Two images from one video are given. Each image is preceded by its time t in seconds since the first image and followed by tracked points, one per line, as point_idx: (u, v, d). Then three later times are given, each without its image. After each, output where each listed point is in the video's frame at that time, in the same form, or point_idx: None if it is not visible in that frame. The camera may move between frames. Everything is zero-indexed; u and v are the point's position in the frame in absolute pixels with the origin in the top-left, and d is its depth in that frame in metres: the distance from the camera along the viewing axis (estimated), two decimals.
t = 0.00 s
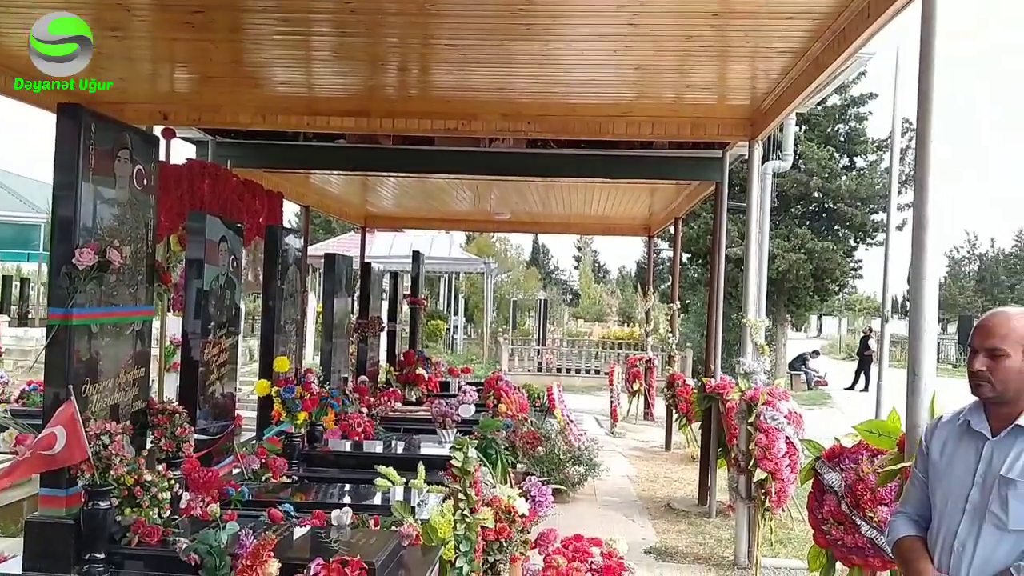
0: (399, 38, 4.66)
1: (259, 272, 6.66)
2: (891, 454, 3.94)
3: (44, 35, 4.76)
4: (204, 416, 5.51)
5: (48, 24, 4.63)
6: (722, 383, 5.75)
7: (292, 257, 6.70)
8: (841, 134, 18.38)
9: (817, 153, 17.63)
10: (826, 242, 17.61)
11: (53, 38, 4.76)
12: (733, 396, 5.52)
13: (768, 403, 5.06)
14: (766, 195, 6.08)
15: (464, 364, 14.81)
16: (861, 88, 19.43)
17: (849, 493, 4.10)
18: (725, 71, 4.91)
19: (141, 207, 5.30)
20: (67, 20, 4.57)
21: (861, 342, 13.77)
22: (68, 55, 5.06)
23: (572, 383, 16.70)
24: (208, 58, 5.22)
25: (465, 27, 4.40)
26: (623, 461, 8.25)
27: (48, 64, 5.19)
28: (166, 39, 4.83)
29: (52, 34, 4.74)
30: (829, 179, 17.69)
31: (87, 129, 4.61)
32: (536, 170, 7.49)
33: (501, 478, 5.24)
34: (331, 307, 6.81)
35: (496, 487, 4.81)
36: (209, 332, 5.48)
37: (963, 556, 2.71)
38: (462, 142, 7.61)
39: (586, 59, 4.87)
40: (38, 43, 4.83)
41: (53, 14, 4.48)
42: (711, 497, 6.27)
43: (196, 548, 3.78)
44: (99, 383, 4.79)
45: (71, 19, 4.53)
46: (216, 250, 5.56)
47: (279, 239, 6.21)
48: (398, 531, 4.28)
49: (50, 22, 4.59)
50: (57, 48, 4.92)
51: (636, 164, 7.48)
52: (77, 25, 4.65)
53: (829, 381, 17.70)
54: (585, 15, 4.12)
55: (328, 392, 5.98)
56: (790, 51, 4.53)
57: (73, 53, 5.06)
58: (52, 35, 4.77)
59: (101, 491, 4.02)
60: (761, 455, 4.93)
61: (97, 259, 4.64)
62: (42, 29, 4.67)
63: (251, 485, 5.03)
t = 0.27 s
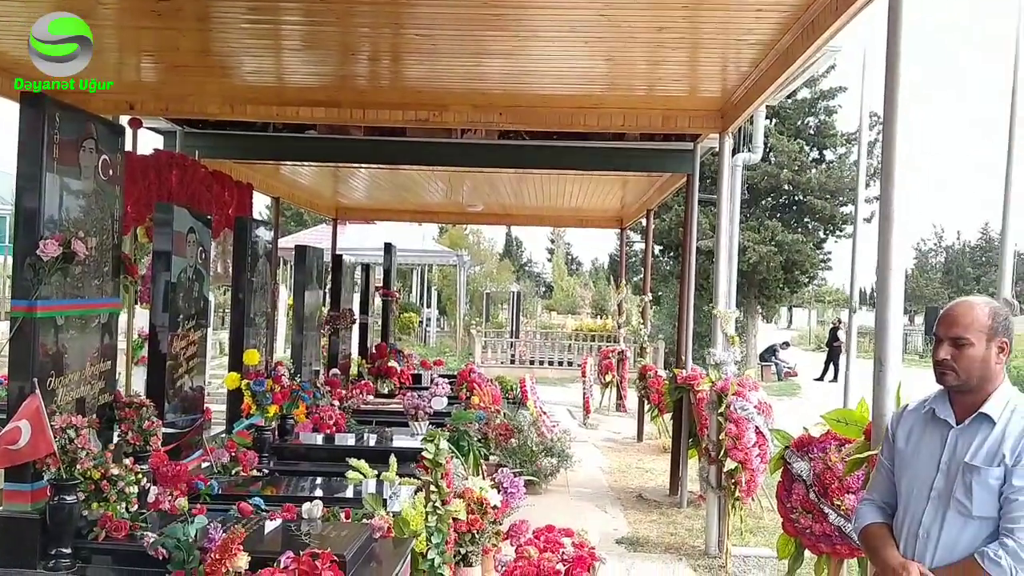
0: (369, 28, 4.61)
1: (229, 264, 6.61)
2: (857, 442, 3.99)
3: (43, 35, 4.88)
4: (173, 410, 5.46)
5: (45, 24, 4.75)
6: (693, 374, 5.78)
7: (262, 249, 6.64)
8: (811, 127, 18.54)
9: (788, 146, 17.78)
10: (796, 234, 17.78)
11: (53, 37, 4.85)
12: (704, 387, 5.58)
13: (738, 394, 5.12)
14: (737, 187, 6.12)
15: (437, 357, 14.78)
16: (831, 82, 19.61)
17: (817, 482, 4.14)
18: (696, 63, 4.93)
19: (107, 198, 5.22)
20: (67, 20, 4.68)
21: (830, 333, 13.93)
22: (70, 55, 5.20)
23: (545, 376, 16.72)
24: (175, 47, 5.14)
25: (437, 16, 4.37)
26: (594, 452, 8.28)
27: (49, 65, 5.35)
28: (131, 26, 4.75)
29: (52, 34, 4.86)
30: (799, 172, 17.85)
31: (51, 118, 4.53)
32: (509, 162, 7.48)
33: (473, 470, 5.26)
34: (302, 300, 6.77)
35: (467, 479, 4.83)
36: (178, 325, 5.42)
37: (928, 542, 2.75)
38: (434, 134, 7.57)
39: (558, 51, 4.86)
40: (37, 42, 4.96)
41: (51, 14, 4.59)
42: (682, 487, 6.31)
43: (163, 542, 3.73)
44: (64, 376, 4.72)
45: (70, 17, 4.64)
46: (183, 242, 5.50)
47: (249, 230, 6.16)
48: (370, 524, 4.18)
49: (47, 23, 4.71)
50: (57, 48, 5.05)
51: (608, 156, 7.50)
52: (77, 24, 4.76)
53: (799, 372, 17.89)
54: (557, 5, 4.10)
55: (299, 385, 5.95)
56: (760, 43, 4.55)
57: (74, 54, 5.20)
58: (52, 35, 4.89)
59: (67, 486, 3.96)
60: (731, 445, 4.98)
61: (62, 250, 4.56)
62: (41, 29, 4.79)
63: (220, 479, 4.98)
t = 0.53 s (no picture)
0: (343, 15, 4.57)
1: (200, 255, 6.56)
2: (828, 430, 4.05)
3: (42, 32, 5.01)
4: (145, 402, 5.41)
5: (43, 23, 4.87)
6: (667, 363, 5.82)
7: (234, 239, 6.59)
8: (784, 118, 18.67)
9: (762, 137, 17.89)
10: (770, 224, 17.91)
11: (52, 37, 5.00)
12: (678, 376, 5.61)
13: (711, 382, 5.15)
14: (711, 177, 6.15)
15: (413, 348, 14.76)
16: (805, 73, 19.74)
17: (789, 469, 4.17)
18: (670, 53, 4.94)
19: (75, 188, 5.15)
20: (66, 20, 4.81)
21: (804, 323, 14.08)
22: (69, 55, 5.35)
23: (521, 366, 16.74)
24: (145, 34, 5.07)
25: (411, 4, 4.35)
26: (569, 442, 8.31)
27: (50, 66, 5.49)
28: (100, 13, 4.67)
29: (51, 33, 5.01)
30: (773, 162, 17.98)
31: (17, 106, 4.45)
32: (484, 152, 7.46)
33: (449, 461, 5.26)
34: (276, 291, 6.73)
35: (442, 469, 4.83)
36: (149, 317, 5.36)
37: (897, 525, 2.80)
38: (409, 123, 7.54)
39: (533, 40, 4.85)
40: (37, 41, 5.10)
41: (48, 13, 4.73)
42: (656, 476, 6.35)
43: (135, 534, 3.66)
44: (33, 368, 4.66)
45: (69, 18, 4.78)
46: (154, 232, 5.44)
47: (221, 220, 6.11)
48: (343, 514, 4.13)
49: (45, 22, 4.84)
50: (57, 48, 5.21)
51: (583, 146, 7.51)
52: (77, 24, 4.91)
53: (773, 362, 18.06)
54: None
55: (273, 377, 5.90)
56: (734, 33, 4.56)
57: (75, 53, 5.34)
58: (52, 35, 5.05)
59: (36, 479, 3.88)
60: (705, 433, 5.02)
61: (30, 241, 4.49)
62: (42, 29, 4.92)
63: (193, 471, 4.94)
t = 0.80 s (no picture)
0: (321, 6, 4.53)
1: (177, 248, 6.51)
2: (803, 420, 4.09)
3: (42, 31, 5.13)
4: (122, 395, 5.38)
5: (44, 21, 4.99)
6: (646, 355, 5.86)
7: (212, 232, 6.55)
8: (763, 111, 18.76)
9: (741, 130, 17.97)
10: (749, 217, 18.01)
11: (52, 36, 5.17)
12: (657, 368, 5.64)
13: (690, 373, 5.19)
14: (690, 169, 6.17)
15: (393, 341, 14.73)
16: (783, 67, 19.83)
17: (766, 461, 4.18)
18: (649, 45, 4.94)
19: (49, 180, 5.09)
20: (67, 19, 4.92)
21: (782, 315, 14.18)
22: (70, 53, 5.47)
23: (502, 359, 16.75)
24: (120, 24, 5.01)
25: None
26: (549, 434, 8.32)
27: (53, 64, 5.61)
28: (74, 2, 4.61)
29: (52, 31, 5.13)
30: (752, 155, 18.06)
31: None
32: (463, 144, 7.44)
33: (429, 453, 5.25)
34: (254, 284, 6.69)
35: (422, 462, 4.83)
36: (125, 310, 5.31)
37: (872, 515, 2.82)
38: (388, 115, 7.50)
39: (512, 32, 4.84)
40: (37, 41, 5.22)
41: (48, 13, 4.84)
42: (636, 467, 6.38)
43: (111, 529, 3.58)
44: (7, 361, 4.61)
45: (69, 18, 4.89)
46: (129, 224, 5.39)
47: (197, 213, 6.08)
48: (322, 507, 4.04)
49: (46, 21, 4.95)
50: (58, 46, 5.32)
51: (563, 138, 7.51)
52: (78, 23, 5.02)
53: (752, 354, 18.19)
54: None
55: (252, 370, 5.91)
56: (712, 26, 4.57)
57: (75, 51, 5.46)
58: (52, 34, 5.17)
59: (10, 474, 3.85)
60: (683, 425, 5.05)
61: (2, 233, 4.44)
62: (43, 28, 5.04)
63: (170, 465, 4.90)
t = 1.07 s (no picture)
0: None
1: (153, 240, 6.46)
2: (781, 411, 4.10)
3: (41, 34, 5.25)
4: (99, 389, 5.34)
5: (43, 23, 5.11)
6: (626, 347, 5.88)
7: (188, 224, 6.50)
8: (742, 104, 18.83)
9: (720, 123, 18.03)
10: (728, 210, 18.09)
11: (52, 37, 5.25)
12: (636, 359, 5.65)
13: (669, 365, 5.21)
14: (668, 161, 6.19)
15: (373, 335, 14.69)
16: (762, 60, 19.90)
17: (744, 451, 4.20)
18: (628, 37, 4.95)
19: (22, 172, 5.03)
20: (65, 19, 5.04)
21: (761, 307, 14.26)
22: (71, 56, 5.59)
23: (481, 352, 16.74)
24: (94, 14, 4.95)
25: None
26: (528, 427, 8.33)
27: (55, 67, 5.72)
28: None
29: (52, 33, 5.25)
30: (732, 148, 18.14)
31: None
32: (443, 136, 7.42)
33: (407, 445, 5.23)
34: (231, 276, 6.65)
35: (400, 454, 4.83)
36: (100, 304, 5.25)
37: (847, 504, 2.83)
38: (367, 107, 7.46)
39: (491, 23, 4.83)
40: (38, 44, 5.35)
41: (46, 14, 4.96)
42: (616, 459, 6.40)
43: (85, 523, 3.53)
44: None
45: (68, 18, 5.00)
46: (104, 217, 5.34)
47: (173, 205, 6.03)
48: (301, 500, 4.00)
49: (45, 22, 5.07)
50: (58, 48, 5.44)
51: (542, 130, 7.51)
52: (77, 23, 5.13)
53: (732, 346, 18.30)
54: None
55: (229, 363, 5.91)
56: (690, 17, 4.58)
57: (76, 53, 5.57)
58: (52, 35, 5.29)
59: None
60: (662, 416, 5.07)
61: None
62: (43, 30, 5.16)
63: (147, 459, 4.85)
